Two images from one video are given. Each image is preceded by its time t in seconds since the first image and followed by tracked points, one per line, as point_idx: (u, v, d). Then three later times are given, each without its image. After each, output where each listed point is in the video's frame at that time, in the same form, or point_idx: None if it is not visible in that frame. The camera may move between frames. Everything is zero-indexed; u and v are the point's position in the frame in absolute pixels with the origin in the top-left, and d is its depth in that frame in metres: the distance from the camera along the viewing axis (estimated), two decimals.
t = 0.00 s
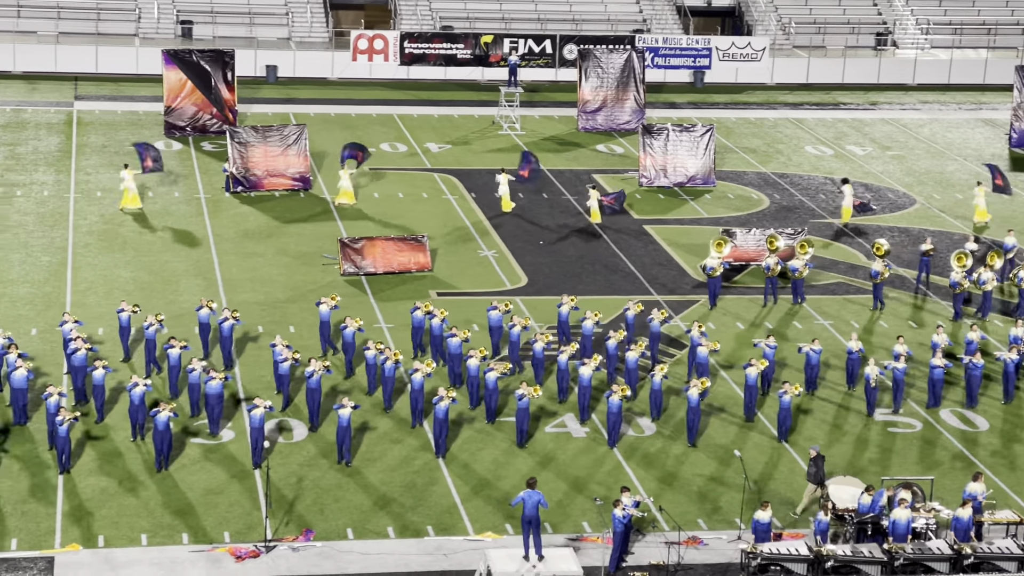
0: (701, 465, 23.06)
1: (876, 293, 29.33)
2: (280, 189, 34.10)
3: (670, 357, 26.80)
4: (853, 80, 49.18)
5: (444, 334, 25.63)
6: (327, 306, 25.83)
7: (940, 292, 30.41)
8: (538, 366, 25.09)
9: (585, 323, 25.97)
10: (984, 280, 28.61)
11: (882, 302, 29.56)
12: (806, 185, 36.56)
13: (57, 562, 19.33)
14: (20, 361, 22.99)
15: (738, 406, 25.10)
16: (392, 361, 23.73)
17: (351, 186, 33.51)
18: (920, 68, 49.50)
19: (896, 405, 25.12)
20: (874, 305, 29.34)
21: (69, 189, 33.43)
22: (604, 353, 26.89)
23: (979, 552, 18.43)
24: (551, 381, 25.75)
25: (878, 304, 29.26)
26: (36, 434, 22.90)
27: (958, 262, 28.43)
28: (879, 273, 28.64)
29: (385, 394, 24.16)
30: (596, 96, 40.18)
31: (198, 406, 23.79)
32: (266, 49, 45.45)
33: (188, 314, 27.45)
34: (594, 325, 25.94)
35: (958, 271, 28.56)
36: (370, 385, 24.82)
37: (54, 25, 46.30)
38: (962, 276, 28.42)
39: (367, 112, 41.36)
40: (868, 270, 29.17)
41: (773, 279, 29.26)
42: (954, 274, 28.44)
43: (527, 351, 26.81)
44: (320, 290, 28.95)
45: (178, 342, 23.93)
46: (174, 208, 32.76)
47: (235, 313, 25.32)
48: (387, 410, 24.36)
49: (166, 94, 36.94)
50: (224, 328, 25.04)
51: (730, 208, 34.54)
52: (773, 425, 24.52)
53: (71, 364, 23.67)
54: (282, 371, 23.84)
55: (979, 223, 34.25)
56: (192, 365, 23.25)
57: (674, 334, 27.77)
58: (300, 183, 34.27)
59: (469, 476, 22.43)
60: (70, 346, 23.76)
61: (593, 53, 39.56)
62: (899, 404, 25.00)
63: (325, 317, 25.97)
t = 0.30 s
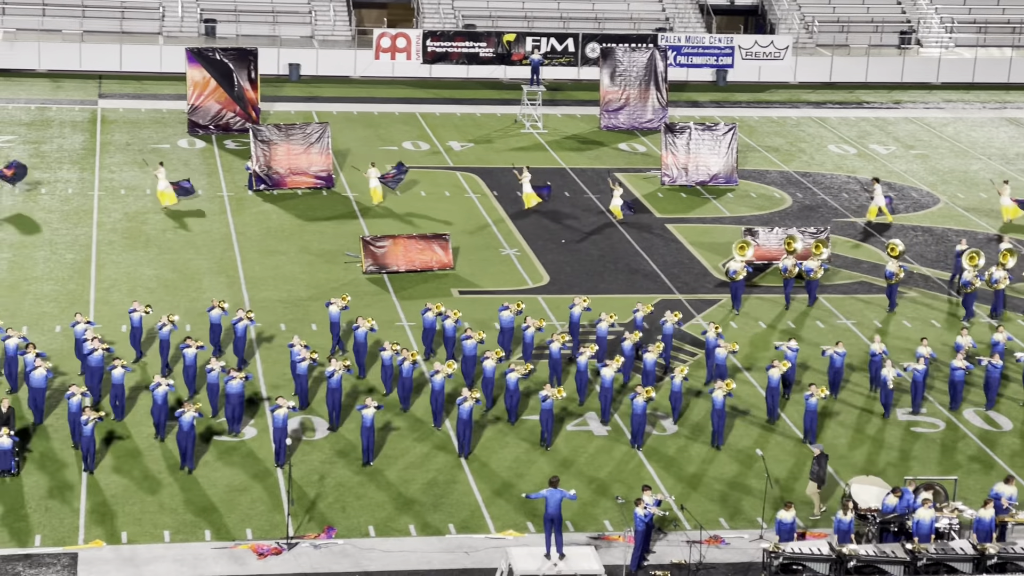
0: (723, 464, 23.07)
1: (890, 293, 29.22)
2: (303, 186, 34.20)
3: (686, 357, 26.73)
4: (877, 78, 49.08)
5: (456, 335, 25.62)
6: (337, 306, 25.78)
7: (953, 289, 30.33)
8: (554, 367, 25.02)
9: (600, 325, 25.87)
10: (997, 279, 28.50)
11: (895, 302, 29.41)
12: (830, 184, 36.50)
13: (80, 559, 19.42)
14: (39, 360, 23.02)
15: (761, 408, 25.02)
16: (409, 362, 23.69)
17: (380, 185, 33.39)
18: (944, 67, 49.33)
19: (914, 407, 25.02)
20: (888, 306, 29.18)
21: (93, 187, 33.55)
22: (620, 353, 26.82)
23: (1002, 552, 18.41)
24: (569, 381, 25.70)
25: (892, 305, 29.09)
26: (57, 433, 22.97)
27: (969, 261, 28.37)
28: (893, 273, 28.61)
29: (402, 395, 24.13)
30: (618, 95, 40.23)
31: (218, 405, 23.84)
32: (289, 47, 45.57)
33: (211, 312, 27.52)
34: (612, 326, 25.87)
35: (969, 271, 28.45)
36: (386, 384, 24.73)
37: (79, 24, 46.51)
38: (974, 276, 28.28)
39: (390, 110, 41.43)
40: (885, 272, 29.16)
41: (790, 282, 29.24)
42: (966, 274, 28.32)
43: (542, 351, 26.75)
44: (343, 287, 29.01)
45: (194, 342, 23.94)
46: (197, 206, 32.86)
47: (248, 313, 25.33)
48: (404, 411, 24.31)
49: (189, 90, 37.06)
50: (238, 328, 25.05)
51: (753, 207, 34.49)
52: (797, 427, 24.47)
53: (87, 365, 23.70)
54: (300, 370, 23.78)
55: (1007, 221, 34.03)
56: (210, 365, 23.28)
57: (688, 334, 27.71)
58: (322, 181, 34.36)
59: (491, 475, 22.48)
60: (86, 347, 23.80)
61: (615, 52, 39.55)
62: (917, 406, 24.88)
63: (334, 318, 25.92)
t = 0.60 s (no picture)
0: (744, 464, 23.02)
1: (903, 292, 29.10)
2: (324, 185, 34.19)
3: (701, 357, 26.59)
4: (899, 77, 48.95)
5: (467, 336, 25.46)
6: (346, 307, 25.61)
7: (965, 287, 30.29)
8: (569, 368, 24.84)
9: (615, 326, 25.70)
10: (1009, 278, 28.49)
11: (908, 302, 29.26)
12: (852, 183, 36.40)
13: (101, 556, 19.42)
14: (54, 360, 22.90)
15: (782, 410, 24.89)
16: (425, 363, 23.54)
17: (404, 184, 33.34)
18: (967, 65, 49.15)
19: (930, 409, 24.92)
20: (899, 306, 29.08)
21: (115, 185, 33.60)
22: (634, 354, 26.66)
23: None
24: (584, 382, 25.54)
25: (903, 305, 28.98)
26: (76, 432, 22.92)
27: (979, 260, 28.22)
28: (906, 274, 28.52)
29: (417, 396, 23.98)
30: (641, 94, 40.16)
31: (235, 405, 23.77)
32: (311, 45, 45.61)
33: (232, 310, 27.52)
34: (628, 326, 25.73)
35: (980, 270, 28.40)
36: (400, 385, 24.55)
37: (101, 22, 46.62)
38: (984, 275, 28.26)
39: (411, 109, 41.44)
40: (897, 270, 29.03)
41: (808, 284, 28.97)
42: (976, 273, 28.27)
43: (556, 351, 26.60)
44: (364, 286, 29.00)
45: (207, 341, 23.85)
46: (219, 204, 32.88)
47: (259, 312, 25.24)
48: (420, 412, 24.16)
49: (210, 88, 37.08)
50: (251, 329, 24.88)
51: (774, 206, 34.41)
52: (820, 428, 24.34)
53: (100, 365, 23.60)
54: (315, 371, 23.68)
55: None
56: (226, 365, 23.20)
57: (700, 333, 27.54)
58: (344, 179, 34.36)
59: (513, 473, 22.44)
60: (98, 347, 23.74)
61: (639, 49, 39.32)
62: (934, 408, 24.75)
63: (343, 318, 25.72)
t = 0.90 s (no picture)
0: (763, 464, 22.99)
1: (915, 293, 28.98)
2: (343, 184, 34.23)
3: (714, 357, 26.47)
4: (920, 76, 48.79)
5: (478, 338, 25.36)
6: (352, 308, 25.61)
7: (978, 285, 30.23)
8: (582, 369, 24.71)
9: (627, 328, 25.58)
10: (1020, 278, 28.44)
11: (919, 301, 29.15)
12: (872, 183, 36.31)
13: (121, 553, 19.49)
14: (69, 360, 22.92)
15: (801, 412, 24.77)
16: (438, 364, 23.47)
17: (421, 183, 33.41)
18: (988, 65, 48.99)
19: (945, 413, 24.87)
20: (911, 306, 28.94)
21: (135, 184, 33.70)
22: (646, 354, 26.54)
23: None
24: (597, 382, 25.42)
25: (916, 306, 28.86)
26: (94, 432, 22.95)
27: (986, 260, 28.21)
28: (918, 275, 28.39)
29: (432, 397, 23.91)
30: (659, 94, 40.15)
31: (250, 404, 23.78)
32: (331, 44, 45.69)
33: (251, 309, 27.58)
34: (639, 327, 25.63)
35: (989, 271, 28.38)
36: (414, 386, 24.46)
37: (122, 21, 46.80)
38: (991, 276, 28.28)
39: (430, 108, 41.48)
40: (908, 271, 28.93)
41: (822, 286, 28.80)
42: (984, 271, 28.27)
43: (568, 352, 26.50)
44: (383, 285, 29.03)
45: (220, 341, 23.82)
46: (238, 203, 32.96)
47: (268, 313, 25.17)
48: (436, 414, 24.10)
49: (230, 90, 37.34)
50: (263, 330, 24.85)
51: (793, 205, 34.34)
52: (839, 429, 24.25)
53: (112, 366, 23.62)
54: (330, 372, 23.63)
55: None
56: (242, 366, 23.18)
57: (712, 334, 27.42)
58: (363, 178, 34.37)
59: (532, 472, 22.47)
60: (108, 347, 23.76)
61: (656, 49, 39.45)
62: (948, 412, 24.65)
63: (349, 319, 25.72)
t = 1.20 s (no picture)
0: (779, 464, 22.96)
1: (924, 293, 28.83)
2: (359, 183, 34.28)
3: (723, 358, 26.40)
4: (937, 76, 48.66)
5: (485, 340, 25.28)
6: (358, 310, 25.55)
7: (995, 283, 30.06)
8: (592, 371, 24.63)
9: (636, 330, 25.48)
10: None
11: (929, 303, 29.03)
12: (889, 183, 36.22)
13: (138, 552, 19.54)
14: (82, 362, 22.93)
15: (816, 414, 24.67)
16: (450, 365, 23.41)
17: (437, 182, 33.41)
18: (1006, 65, 48.87)
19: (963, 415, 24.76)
20: (921, 307, 28.86)
21: (152, 183, 33.78)
22: (656, 356, 26.47)
23: None
24: (608, 384, 25.34)
25: (927, 306, 28.77)
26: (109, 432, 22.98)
27: (994, 259, 27.85)
28: (926, 276, 28.20)
29: (444, 399, 23.84)
30: (676, 93, 40.09)
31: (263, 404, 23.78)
32: (347, 44, 45.78)
33: (268, 309, 27.62)
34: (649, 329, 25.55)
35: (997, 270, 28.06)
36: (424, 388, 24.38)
37: (139, 21, 46.93)
38: (999, 276, 27.93)
39: (447, 107, 41.52)
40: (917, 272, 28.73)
41: (836, 290, 28.52)
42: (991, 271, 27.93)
43: (577, 353, 26.44)
44: (400, 284, 29.05)
45: (232, 342, 23.79)
46: (255, 203, 33.02)
47: (277, 314, 25.13)
48: (447, 416, 24.04)
49: (247, 89, 37.36)
50: (272, 332, 24.84)
51: (810, 205, 34.30)
52: (856, 431, 24.19)
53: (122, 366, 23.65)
54: (342, 374, 23.59)
55: None
56: (255, 367, 23.14)
57: (719, 334, 27.33)
58: (379, 178, 34.42)
59: (548, 472, 22.47)
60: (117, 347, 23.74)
61: (671, 48, 39.45)
62: (962, 415, 24.55)
63: (354, 320, 25.71)
